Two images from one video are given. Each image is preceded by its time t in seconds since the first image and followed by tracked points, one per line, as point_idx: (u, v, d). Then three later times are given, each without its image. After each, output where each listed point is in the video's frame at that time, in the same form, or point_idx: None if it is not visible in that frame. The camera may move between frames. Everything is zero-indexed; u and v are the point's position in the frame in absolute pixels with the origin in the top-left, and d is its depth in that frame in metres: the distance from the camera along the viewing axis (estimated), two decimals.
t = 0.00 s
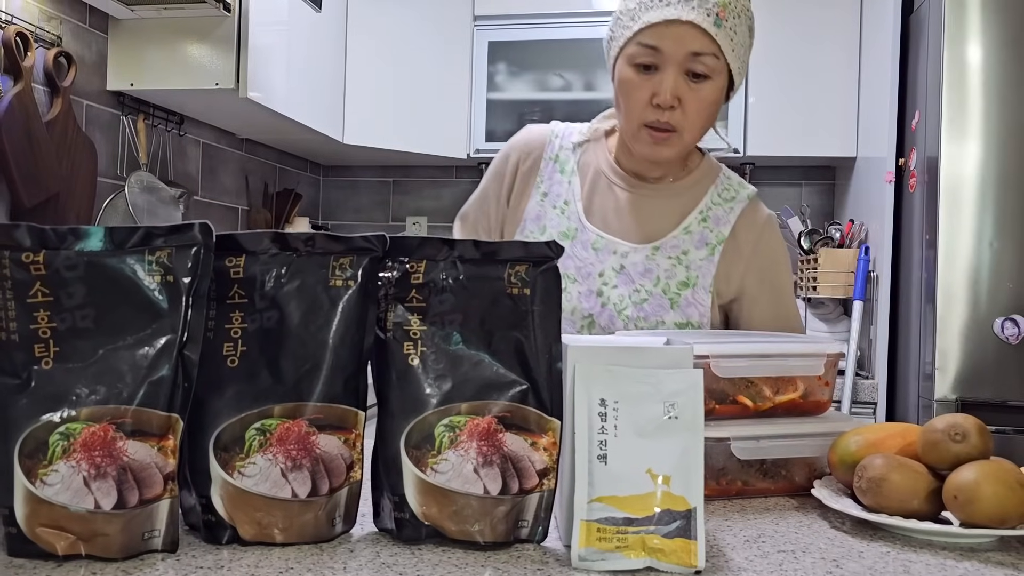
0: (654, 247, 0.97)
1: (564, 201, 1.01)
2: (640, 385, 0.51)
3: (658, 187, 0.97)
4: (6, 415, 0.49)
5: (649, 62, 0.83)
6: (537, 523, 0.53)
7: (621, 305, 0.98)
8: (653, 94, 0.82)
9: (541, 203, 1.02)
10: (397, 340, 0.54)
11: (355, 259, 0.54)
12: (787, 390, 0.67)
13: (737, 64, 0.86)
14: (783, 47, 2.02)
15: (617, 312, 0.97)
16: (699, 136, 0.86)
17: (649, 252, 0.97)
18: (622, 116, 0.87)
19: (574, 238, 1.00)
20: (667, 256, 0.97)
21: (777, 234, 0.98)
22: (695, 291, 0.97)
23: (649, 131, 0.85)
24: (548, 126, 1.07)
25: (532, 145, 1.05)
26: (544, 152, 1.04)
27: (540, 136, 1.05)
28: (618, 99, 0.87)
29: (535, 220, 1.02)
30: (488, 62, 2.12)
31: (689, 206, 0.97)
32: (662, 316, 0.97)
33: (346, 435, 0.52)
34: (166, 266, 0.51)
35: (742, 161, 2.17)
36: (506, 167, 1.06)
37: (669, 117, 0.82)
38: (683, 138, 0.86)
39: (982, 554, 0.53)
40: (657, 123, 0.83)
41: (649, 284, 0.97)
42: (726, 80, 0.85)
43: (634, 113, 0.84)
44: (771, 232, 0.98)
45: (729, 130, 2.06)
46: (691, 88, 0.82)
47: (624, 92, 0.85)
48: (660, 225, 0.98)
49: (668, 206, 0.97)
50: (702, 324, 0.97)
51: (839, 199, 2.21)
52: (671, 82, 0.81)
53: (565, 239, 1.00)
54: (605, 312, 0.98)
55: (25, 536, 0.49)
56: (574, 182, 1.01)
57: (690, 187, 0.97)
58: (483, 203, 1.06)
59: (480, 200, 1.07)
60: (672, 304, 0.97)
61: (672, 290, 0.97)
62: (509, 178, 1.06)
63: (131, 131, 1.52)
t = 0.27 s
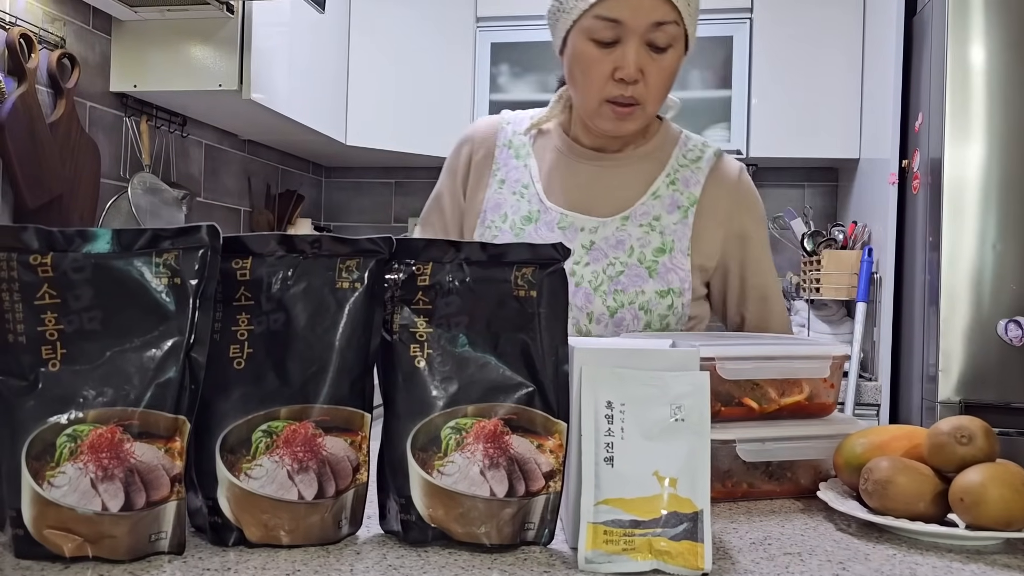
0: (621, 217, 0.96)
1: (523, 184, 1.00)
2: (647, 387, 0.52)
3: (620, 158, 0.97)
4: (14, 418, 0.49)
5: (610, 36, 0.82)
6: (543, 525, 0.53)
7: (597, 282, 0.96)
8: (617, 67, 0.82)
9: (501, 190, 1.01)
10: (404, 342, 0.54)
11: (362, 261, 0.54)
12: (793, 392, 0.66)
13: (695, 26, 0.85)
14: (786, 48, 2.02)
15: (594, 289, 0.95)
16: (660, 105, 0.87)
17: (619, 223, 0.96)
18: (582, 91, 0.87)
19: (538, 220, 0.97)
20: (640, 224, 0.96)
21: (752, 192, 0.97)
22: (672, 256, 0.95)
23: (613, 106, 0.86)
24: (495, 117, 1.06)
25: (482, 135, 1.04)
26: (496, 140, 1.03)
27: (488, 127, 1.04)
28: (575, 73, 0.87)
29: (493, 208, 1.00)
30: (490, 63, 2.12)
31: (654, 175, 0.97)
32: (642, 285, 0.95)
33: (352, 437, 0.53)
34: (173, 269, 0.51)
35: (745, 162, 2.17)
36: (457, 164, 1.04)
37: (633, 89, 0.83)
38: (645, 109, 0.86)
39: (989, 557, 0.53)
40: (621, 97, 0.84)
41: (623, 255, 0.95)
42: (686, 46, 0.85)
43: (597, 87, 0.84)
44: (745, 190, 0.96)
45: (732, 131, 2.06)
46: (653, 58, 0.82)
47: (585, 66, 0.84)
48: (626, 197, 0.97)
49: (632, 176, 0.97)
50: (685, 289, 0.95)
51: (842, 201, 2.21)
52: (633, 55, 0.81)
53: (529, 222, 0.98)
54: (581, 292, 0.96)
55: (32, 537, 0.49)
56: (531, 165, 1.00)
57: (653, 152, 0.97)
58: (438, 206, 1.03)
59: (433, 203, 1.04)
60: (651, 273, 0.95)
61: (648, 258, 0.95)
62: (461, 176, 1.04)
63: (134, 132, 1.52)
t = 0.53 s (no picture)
0: (594, 199, 1.03)
1: (488, 181, 1.03)
2: (646, 393, 0.51)
3: (577, 144, 1.03)
4: (14, 424, 0.49)
5: (575, 20, 0.89)
6: (543, 531, 0.53)
7: (589, 264, 1.03)
8: (583, 50, 0.89)
9: (464, 190, 1.02)
10: (404, 348, 0.54)
11: (362, 267, 0.54)
12: (793, 397, 0.66)
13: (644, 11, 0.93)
14: (786, 52, 2.02)
15: (588, 271, 1.03)
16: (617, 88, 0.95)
17: (594, 204, 1.03)
18: (546, 74, 0.92)
19: (515, 213, 1.03)
20: (612, 202, 1.02)
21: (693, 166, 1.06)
22: (650, 228, 1.02)
23: (577, 90, 0.92)
24: (432, 117, 1.06)
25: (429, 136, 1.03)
26: (447, 140, 1.04)
27: (432, 129, 1.04)
28: (539, 54, 0.92)
29: (462, 208, 1.02)
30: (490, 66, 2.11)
31: (610, 156, 1.04)
32: (632, 259, 1.02)
33: (352, 443, 0.52)
34: (173, 274, 0.51)
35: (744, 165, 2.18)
36: (406, 169, 1.01)
37: (597, 72, 0.90)
38: (604, 92, 0.94)
39: (989, 562, 0.53)
40: (586, 81, 0.91)
41: (606, 234, 1.03)
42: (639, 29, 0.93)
43: (563, 72, 0.91)
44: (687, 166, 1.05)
45: (732, 135, 2.07)
46: (615, 41, 0.89)
47: (551, 48, 0.91)
48: (590, 179, 1.04)
49: (591, 160, 1.04)
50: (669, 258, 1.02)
51: (842, 204, 2.21)
52: (598, 39, 0.88)
53: (505, 216, 1.03)
54: (577, 277, 1.03)
55: (33, 543, 0.49)
56: (490, 160, 1.03)
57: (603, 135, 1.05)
58: (396, 210, 0.97)
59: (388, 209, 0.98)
60: (636, 246, 1.02)
61: (630, 232, 1.02)
62: (412, 181, 1.01)
63: (134, 135, 1.52)
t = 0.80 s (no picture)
0: (586, 201, 1.03)
1: (479, 185, 1.02)
2: (640, 395, 0.51)
3: (562, 146, 1.04)
4: (8, 425, 0.49)
5: (560, 21, 0.89)
6: (537, 533, 0.53)
7: (587, 268, 1.04)
8: (569, 53, 0.89)
9: (456, 195, 1.01)
10: (398, 350, 0.54)
11: (356, 269, 0.54)
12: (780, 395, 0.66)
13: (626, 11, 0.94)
14: (784, 53, 2.03)
15: (586, 275, 1.04)
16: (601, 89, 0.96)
17: (585, 206, 1.03)
18: (532, 76, 0.93)
19: (510, 218, 1.03)
20: (601, 204, 1.03)
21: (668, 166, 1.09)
22: (639, 228, 1.03)
23: (564, 90, 0.93)
24: (415, 121, 1.05)
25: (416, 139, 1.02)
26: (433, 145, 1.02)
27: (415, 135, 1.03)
28: (523, 56, 0.92)
29: (456, 213, 1.01)
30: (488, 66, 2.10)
31: (592, 158, 1.05)
32: (626, 261, 1.03)
33: (346, 445, 0.52)
34: (167, 276, 0.51)
35: (742, 166, 2.18)
36: (397, 175, 0.99)
37: (584, 73, 0.91)
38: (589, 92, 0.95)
39: (982, 565, 0.53)
40: (573, 82, 0.91)
41: (600, 237, 1.04)
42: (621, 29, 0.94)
43: (549, 74, 0.91)
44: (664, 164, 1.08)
45: (730, 136, 2.07)
46: (600, 42, 0.90)
47: (536, 50, 0.90)
48: (577, 180, 1.05)
49: (576, 161, 1.05)
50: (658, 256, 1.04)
51: (840, 205, 2.21)
52: (585, 40, 0.88)
53: (500, 222, 1.03)
54: (576, 281, 1.04)
55: (26, 545, 0.49)
56: (478, 165, 1.03)
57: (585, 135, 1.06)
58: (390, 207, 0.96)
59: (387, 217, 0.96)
60: (628, 248, 1.03)
61: (620, 234, 1.03)
62: (405, 187, 0.99)
63: (132, 136, 1.52)
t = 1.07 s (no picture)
0: (607, 198, 1.01)
1: (500, 178, 1.01)
2: (641, 397, 0.51)
3: (588, 143, 1.01)
4: (8, 427, 0.49)
5: (573, 21, 0.88)
6: (538, 534, 0.53)
7: (604, 261, 1.02)
8: (581, 52, 0.88)
9: (475, 187, 1.00)
10: (399, 352, 0.54)
11: (357, 271, 0.54)
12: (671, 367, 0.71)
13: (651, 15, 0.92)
14: (784, 54, 2.03)
15: (602, 267, 1.02)
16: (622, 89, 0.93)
17: (605, 202, 1.01)
18: (547, 76, 0.91)
19: (528, 210, 1.01)
20: (624, 200, 1.01)
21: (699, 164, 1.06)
22: (662, 227, 1.01)
23: (578, 90, 0.91)
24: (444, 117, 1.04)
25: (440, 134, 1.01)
26: (456, 141, 1.01)
27: (437, 130, 1.01)
28: (540, 56, 0.91)
29: (474, 205, 1.00)
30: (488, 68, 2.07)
31: (620, 156, 1.02)
32: (645, 256, 1.01)
33: (347, 447, 0.52)
34: (168, 278, 0.51)
35: (742, 168, 2.18)
36: (407, 172, 0.99)
37: (598, 74, 0.89)
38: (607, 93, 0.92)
39: (983, 566, 0.53)
40: (587, 82, 0.89)
41: (620, 232, 1.01)
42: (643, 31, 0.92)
43: (562, 74, 0.90)
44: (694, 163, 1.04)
45: (729, 138, 2.07)
46: (616, 43, 0.88)
47: (550, 50, 0.89)
48: (602, 177, 1.02)
49: (603, 158, 1.02)
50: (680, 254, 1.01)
51: (840, 207, 2.21)
52: (597, 40, 0.86)
53: (518, 214, 1.01)
54: (592, 274, 1.02)
55: (27, 547, 0.49)
56: (501, 159, 1.01)
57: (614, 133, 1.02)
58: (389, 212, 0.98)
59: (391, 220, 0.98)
60: (649, 244, 1.01)
61: (642, 230, 1.01)
62: (415, 185, 0.99)
63: (132, 138, 1.52)
